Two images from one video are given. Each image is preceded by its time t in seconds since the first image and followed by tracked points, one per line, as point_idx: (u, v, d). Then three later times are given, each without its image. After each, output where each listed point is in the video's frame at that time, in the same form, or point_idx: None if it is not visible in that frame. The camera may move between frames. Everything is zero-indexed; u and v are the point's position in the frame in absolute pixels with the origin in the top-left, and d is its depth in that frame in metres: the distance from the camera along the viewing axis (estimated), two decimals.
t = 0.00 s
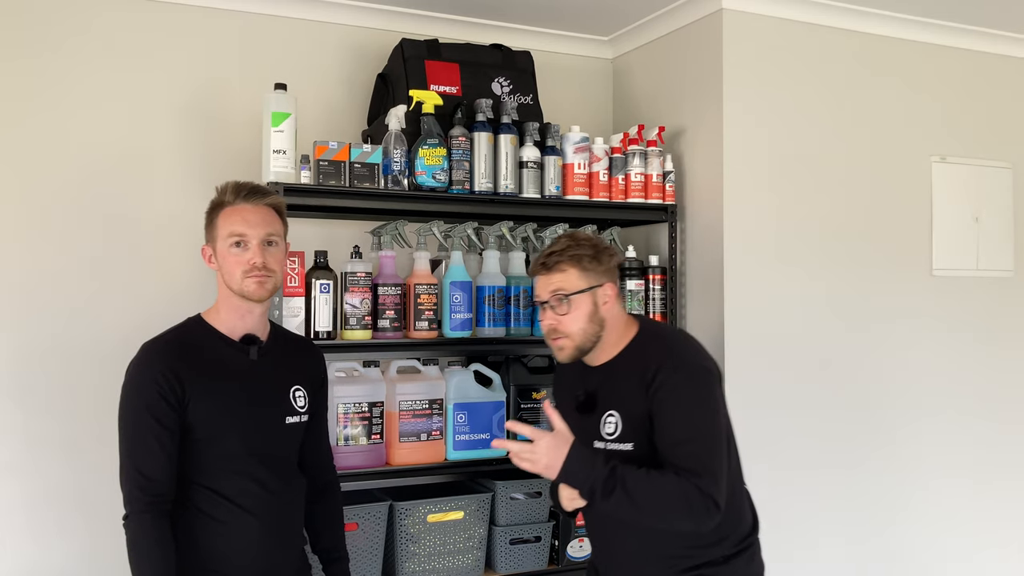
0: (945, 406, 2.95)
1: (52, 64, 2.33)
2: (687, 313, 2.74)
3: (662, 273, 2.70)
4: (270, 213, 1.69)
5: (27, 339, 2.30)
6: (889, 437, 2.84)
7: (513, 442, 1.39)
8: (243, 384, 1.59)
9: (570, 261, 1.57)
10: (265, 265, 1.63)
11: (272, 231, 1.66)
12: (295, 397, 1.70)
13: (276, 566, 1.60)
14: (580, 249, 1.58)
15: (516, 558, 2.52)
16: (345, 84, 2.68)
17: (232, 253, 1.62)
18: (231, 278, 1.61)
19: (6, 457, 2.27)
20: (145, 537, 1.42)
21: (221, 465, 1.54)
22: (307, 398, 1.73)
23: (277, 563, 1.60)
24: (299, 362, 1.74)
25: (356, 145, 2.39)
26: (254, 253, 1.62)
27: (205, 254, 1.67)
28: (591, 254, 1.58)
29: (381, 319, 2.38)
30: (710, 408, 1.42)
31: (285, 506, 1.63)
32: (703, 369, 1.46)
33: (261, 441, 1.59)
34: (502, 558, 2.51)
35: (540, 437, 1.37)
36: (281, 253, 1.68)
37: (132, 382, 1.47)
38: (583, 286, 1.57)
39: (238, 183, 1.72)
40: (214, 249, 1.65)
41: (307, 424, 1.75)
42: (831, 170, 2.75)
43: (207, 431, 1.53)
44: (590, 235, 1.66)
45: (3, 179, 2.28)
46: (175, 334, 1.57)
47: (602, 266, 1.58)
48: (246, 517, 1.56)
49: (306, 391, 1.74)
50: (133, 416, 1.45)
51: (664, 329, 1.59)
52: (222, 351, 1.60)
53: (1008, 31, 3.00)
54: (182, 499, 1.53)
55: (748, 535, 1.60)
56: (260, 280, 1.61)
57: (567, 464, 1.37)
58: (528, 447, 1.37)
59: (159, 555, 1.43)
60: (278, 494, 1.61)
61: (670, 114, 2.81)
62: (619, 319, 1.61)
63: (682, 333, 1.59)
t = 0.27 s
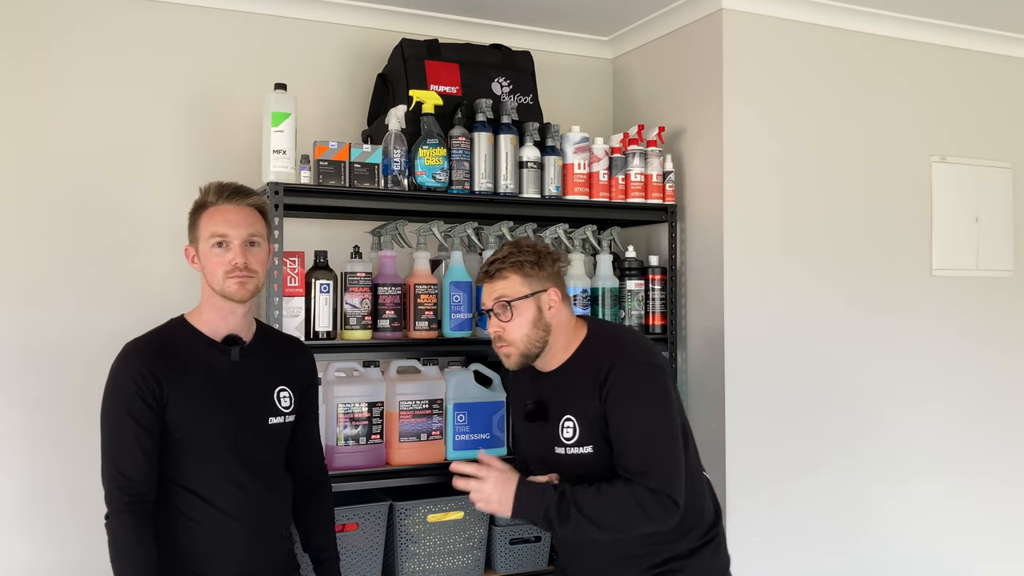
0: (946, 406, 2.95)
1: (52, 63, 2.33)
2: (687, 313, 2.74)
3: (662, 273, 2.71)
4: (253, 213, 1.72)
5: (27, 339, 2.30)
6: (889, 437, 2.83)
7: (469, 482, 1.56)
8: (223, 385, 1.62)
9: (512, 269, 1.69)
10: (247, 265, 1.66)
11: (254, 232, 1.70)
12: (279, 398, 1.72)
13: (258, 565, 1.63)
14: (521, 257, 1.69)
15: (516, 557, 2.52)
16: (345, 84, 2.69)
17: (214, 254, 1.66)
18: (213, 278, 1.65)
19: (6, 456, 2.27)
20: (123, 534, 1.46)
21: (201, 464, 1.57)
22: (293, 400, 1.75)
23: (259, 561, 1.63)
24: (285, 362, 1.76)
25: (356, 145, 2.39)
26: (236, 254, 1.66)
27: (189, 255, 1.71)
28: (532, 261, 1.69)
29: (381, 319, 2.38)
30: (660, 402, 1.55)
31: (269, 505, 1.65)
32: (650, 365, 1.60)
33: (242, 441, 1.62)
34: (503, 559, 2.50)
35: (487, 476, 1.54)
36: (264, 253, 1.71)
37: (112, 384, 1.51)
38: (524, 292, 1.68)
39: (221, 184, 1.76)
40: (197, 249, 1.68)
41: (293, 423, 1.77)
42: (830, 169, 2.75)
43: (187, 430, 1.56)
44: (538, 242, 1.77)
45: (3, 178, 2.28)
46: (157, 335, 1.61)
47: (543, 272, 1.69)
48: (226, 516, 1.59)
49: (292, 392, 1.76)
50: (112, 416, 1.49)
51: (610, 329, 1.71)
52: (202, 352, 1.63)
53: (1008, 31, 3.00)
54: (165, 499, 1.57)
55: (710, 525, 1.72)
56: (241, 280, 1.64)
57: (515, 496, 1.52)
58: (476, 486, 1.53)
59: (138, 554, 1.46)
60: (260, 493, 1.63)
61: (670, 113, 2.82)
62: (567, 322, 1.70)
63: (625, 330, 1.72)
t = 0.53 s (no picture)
0: (946, 406, 2.95)
1: (52, 63, 2.33)
2: (687, 313, 2.74)
3: (661, 273, 2.71)
4: (238, 216, 1.71)
5: (26, 338, 2.30)
6: (889, 437, 2.83)
7: None
8: (202, 389, 1.63)
9: (497, 264, 1.70)
10: (230, 269, 1.66)
11: (239, 235, 1.69)
12: (263, 402, 1.72)
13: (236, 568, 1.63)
14: (505, 251, 1.71)
15: (516, 557, 2.52)
16: (346, 84, 2.69)
17: (198, 258, 1.66)
18: (197, 282, 1.65)
19: (6, 456, 2.27)
20: (97, 535, 1.48)
21: (178, 466, 1.59)
22: (278, 404, 1.75)
23: (237, 564, 1.63)
24: (271, 365, 1.76)
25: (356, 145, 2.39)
26: (219, 257, 1.65)
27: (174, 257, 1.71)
28: (517, 256, 1.71)
29: (381, 319, 2.38)
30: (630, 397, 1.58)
31: (248, 508, 1.66)
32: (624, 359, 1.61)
33: (222, 444, 1.63)
34: (502, 559, 2.51)
35: None
36: (248, 256, 1.71)
37: (90, 386, 1.54)
38: (510, 286, 1.70)
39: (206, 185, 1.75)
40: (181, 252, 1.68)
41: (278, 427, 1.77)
42: (830, 170, 2.75)
43: (165, 432, 1.58)
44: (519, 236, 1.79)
45: (4, 178, 2.28)
46: (138, 336, 1.63)
47: (528, 268, 1.71)
48: (203, 519, 1.59)
49: (277, 396, 1.75)
50: (91, 416, 1.51)
51: (590, 324, 1.74)
52: (181, 355, 1.64)
53: (1008, 31, 3.01)
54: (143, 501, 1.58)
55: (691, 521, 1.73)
56: (225, 284, 1.64)
57: None
58: None
59: (111, 554, 1.48)
60: (238, 497, 1.64)
61: (670, 114, 2.82)
62: (550, 317, 1.73)
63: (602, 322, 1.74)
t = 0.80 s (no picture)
0: (946, 406, 2.95)
1: (52, 63, 2.33)
2: (687, 313, 2.74)
3: (661, 273, 2.71)
4: (215, 212, 1.71)
5: (27, 338, 2.30)
6: (888, 437, 2.84)
7: None
8: (189, 390, 1.64)
9: (493, 261, 1.74)
10: (206, 265, 1.65)
11: (215, 231, 1.69)
12: (254, 404, 1.71)
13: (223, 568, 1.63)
14: (503, 248, 1.75)
15: (516, 557, 2.52)
16: (346, 84, 2.69)
17: (175, 257, 1.66)
18: (175, 281, 1.65)
19: (6, 456, 2.27)
20: (80, 532, 1.53)
21: (163, 467, 1.60)
22: (270, 405, 1.74)
23: (224, 565, 1.63)
24: (262, 366, 1.75)
25: (356, 145, 2.39)
26: (194, 254, 1.65)
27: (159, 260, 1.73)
28: (513, 253, 1.75)
29: (381, 319, 2.38)
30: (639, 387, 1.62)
31: (236, 509, 1.65)
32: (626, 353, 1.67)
33: (208, 446, 1.63)
34: (502, 558, 2.51)
35: None
36: (227, 251, 1.69)
37: (79, 387, 1.58)
38: (506, 283, 1.73)
39: (188, 187, 1.76)
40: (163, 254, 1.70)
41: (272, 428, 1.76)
42: (831, 170, 2.75)
43: (150, 433, 1.60)
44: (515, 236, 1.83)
45: (3, 178, 2.28)
46: (130, 338, 1.66)
47: (523, 264, 1.75)
48: (187, 519, 1.60)
49: (270, 398, 1.74)
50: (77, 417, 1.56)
51: (583, 322, 1.77)
52: (169, 357, 1.65)
53: (1008, 31, 3.01)
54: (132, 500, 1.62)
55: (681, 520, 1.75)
56: (199, 280, 1.64)
57: None
58: None
59: (92, 551, 1.53)
60: (225, 497, 1.64)
61: (670, 114, 2.82)
62: (541, 314, 1.76)
63: (602, 322, 1.78)
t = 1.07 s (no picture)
0: (945, 406, 2.95)
1: (52, 63, 2.33)
2: (687, 313, 2.74)
3: (661, 273, 2.71)
4: (180, 212, 1.69)
5: (27, 338, 2.30)
6: (888, 437, 2.84)
7: None
8: (181, 390, 1.64)
9: (525, 249, 1.74)
10: (168, 266, 1.65)
11: (177, 231, 1.67)
12: (248, 403, 1.70)
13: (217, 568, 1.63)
14: (534, 237, 1.76)
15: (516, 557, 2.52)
16: (346, 84, 2.69)
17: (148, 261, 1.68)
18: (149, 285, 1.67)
19: (6, 456, 2.28)
20: (76, 531, 1.55)
21: (156, 466, 1.61)
22: (265, 405, 1.73)
23: (217, 565, 1.63)
24: (254, 365, 1.74)
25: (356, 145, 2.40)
26: (157, 257, 1.65)
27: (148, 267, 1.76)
28: (539, 243, 1.78)
29: (381, 319, 2.38)
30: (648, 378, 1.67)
31: (229, 508, 1.65)
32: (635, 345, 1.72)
33: (200, 446, 1.63)
34: (502, 558, 2.51)
35: None
36: (193, 250, 1.67)
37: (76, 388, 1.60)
38: (538, 271, 1.75)
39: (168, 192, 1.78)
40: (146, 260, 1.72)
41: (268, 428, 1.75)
42: (831, 170, 2.75)
43: (142, 432, 1.61)
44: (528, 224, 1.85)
45: (4, 178, 2.28)
46: (125, 340, 1.67)
47: (549, 254, 1.78)
48: (180, 519, 1.61)
49: (264, 398, 1.73)
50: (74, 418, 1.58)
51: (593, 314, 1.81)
52: (161, 357, 1.66)
53: (1007, 31, 3.01)
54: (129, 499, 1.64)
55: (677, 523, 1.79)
56: (161, 282, 1.64)
57: None
58: None
59: (88, 551, 1.54)
60: (217, 497, 1.63)
61: (670, 114, 2.82)
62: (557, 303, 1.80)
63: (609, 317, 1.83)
